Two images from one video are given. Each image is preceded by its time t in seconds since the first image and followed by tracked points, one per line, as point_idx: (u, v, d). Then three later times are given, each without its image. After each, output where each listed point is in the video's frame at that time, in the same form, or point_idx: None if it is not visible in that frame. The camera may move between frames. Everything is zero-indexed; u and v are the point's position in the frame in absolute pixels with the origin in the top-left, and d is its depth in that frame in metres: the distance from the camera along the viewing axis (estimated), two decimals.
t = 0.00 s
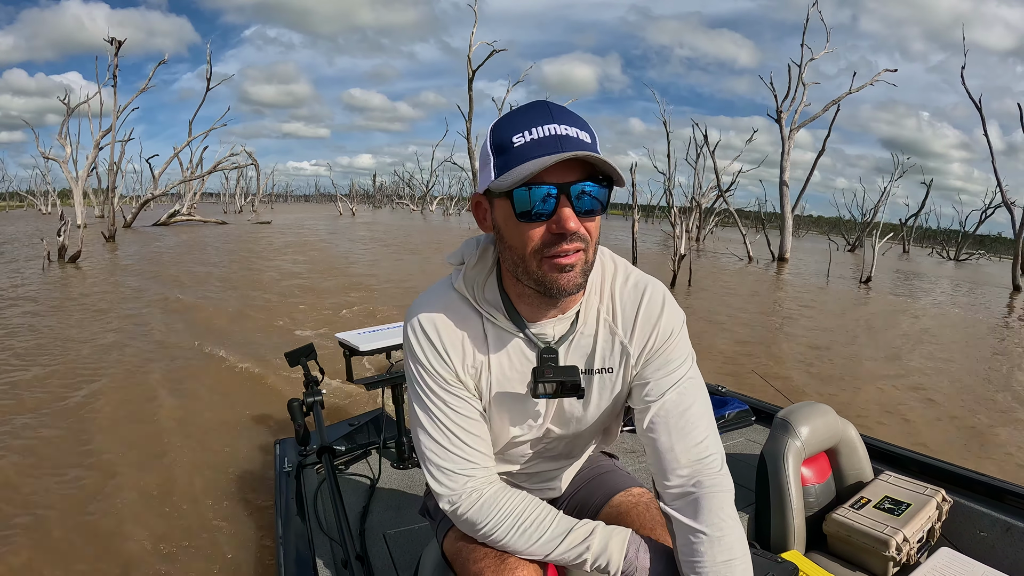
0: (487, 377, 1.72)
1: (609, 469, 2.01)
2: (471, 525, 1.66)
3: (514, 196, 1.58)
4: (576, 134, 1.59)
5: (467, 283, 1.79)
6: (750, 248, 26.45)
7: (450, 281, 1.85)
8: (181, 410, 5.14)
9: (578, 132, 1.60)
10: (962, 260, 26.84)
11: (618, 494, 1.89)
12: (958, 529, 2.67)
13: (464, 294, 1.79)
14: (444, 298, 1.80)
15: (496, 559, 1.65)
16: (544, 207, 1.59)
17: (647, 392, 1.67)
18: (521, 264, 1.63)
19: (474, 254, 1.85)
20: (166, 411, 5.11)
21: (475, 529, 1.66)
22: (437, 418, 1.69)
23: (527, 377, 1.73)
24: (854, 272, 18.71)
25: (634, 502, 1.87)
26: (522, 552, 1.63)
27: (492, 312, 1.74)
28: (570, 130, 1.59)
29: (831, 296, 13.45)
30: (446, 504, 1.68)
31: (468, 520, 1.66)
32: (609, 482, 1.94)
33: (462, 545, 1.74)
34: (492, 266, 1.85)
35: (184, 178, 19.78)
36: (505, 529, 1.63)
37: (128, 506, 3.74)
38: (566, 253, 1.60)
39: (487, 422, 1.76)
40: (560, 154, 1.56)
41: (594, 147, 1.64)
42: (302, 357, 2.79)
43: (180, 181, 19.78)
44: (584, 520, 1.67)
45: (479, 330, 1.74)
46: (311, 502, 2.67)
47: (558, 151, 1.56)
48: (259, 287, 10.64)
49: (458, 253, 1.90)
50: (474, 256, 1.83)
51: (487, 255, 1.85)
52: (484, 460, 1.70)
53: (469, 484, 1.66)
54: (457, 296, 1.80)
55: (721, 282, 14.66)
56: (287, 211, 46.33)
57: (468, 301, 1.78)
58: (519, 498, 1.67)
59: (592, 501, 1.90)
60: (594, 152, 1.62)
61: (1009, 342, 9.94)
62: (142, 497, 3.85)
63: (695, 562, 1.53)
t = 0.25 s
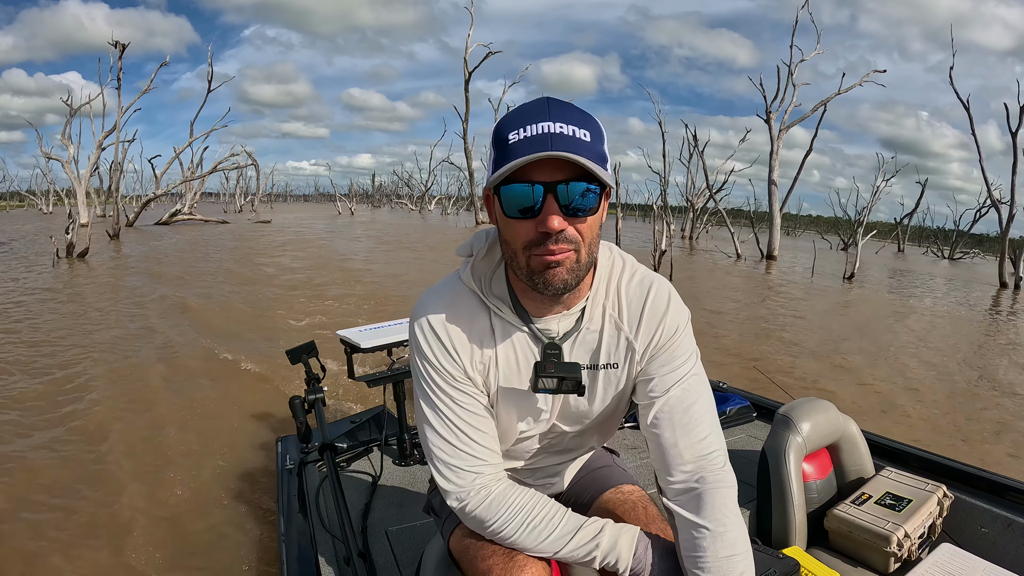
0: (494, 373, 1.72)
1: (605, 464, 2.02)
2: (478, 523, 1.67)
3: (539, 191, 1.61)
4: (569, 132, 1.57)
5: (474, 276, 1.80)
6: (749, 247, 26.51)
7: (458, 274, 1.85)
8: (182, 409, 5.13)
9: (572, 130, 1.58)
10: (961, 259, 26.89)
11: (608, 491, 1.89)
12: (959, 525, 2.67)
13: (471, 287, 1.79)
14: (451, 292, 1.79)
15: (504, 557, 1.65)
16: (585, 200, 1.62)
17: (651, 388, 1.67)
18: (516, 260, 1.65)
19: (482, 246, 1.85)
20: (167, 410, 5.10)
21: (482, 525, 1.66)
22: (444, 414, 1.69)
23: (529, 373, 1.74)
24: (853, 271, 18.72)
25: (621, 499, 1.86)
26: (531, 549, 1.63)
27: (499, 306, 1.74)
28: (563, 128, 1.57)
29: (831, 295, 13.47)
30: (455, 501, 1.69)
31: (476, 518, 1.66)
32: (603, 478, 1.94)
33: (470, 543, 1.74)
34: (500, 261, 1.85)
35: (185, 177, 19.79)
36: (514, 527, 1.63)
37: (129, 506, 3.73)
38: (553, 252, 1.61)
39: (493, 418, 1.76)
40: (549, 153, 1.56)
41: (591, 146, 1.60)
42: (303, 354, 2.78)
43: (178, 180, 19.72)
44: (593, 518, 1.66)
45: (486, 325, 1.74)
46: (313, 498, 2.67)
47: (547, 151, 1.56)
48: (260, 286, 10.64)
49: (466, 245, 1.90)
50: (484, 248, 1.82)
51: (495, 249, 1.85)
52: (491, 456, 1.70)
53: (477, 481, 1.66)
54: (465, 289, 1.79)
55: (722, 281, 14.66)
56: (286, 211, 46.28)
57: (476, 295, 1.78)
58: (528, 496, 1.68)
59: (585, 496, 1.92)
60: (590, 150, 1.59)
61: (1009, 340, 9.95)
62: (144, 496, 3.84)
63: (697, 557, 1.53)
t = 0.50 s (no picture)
0: (494, 369, 1.73)
1: (601, 463, 2.00)
2: (487, 520, 1.67)
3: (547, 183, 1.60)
4: (567, 126, 1.57)
5: (473, 273, 1.80)
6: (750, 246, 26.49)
7: (456, 271, 1.85)
8: (184, 409, 5.14)
9: (570, 124, 1.58)
10: (961, 258, 26.88)
11: (598, 491, 1.86)
12: (961, 522, 2.68)
13: (470, 285, 1.79)
14: (450, 289, 1.79)
15: (517, 553, 1.65)
16: (583, 194, 1.61)
17: (652, 386, 1.67)
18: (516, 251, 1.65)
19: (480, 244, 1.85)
20: (170, 410, 5.11)
21: (491, 522, 1.66)
22: (447, 413, 1.69)
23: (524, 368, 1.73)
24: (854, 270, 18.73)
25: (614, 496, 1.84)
26: (545, 545, 1.63)
27: (498, 303, 1.74)
28: (561, 123, 1.57)
29: (832, 293, 13.47)
30: (464, 499, 1.69)
31: (487, 515, 1.66)
32: (600, 475, 1.93)
33: (481, 539, 1.74)
34: (497, 256, 1.85)
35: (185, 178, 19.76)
36: (526, 523, 1.63)
37: (132, 506, 3.73)
38: (549, 246, 1.61)
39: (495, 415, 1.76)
40: (546, 146, 1.56)
41: (589, 141, 1.60)
42: (304, 354, 2.78)
43: (179, 181, 19.71)
44: (605, 512, 1.67)
45: (485, 321, 1.74)
46: (315, 498, 2.67)
47: (544, 144, 1.56)
48: (261, 286, 10.64)
49: (465, 242, 1.89)
50: (482, 245, 1.83)
51: (493, 244, 1.85)
52: (497, 453, 1.70)
53: (483, 479, 1.66)
54: (465, 287, 1.79)
55: (723, 280, 14.66)
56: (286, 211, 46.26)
57: (475, 292, 1.77)
58: (539, 492, 1.67)
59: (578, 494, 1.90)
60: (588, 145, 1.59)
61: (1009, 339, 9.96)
62: (147, 496, 3.85)
63: (702, 552, 1.54)
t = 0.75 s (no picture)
0: (484, 372, 1.73)
1: (599, 464, 1.98)
2: (486, 523, 1.66)
3: (531, 183, 1.60)
4: (547, 126, 1.57)
5: (460, 277, 1.80)
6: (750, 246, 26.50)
7: (446, 277, 1.85)
8: (186, 410, 5.14)
9: (551, 125, 1.58)
10: (961, 258, 26.90)
11: (593, 493, 1.84)
12: (962, 523, 2.68)
13: (461, 290, 1.79)
14: (440, 293, 1.79)
15: (514, 556, 1.65)
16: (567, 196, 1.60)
17: (653, 387, 1.66)
18: (499, 249, 1.64)
19: (471, 248, 1.86)
20: (171, 411, 5.12)
21: (489, 525, 1.66)
22: (440, 418, 1.69)
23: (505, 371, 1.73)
24: (854, 269, 18.74)
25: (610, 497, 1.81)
26: (542, 547, 1.63)
27: (489, 307, 1.74)
28: (541, 124, 1.57)
29: (833, 293, 13.49)
30: (461, 502, 1.68)
31: (485, 519, 1.66)
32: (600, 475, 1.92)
33: (478, 542, 1.74)
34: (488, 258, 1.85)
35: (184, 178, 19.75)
36: (523, 527, 1.63)
37: (134, 507, 3.73)
38: (528, 247, 1.61)
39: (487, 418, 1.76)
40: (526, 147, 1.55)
41: (570, 142, 1.60)
42: (306, 356, 2.78)
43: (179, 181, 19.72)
44: (601, 515, 1.66)
45: (476, 324, 1.75)
46: (317, 501, 2.67)
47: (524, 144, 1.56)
48: (262, 286, 10.64)
49: (455, 246, 1.90)
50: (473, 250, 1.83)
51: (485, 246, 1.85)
52: (492, 457, 1.69)
53: (479, 482, 1.66)
54: (454, 292, 1.79)
55: (723, 280, 14.67)
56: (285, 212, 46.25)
57: (465, 298, 1.77)
58: (536, 495, 1.67)
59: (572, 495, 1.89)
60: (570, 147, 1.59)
61: (1010, 338, 9.97)
62: (149, 497, 3.85)
63: (718, 540, 1.53)
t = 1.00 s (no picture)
0: (473, 380, 1.72)
1: (603, 470, 1.98)
2: (478, 530, 1.65)
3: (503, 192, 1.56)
4: (522, 135, 1.56)
5: (446, 287, 1.79)
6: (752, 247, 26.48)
7: (432, 288, 1.85)
8: (186, 411, 5.13)
9: (526, 133, 1.56)
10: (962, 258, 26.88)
11: (602, 499, 1.85)
12: (962, 528, 2.67)
13: (446, 302, 1.78)
14: (428, 303, 1.79)
15: (505, 563, 1.64)
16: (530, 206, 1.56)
17: (638, 399, 1.64)
18: (476, 260, 1.61)
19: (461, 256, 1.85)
20: (171, 412, 5.11)
21: (481, 532, 1.65)
22: (429, 428, 1.69)
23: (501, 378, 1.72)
24: (855, 270, 18.73)
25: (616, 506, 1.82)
26: (532, 556, 1.62)
27: (475, 317, 1.72)
28: (515, 132, 1.56)
29: (834, 294, 13.48)
30: (452, 510, 1.67)
31: (475, 527, 1.65)
32: (603, 483, 1.92)
33: (471, 549, 1.72)
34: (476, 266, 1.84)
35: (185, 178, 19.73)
36: (513, 535, 1.62)
37: (133, 508, 3.73)
38: (498, 258, 1.57)
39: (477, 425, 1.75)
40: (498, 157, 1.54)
41: (546, 150, 1.58)
42: (305, 358, 2.77)
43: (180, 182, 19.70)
44: (593, 523, 1.65)
45: (462, 333, 1.73)
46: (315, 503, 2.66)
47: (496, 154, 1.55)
48: (263, 287, 10.63)
49: (444, 254, 1.89)
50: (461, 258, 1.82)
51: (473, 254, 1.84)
52: (484, 465, 1.68)
53: (469, 492, 1.65)
54: (440, 302, 1.79)
55: (724, 281, 14.67)
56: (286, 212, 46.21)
57: (451, 308, 1.76)
58: (527, 503, 1.66)
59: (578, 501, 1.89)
60: (544, 157, 1.56)
61: (1011, 339, 9.96)
62: (147, 498, 3.84)
63: (700, 561, 1.52)
